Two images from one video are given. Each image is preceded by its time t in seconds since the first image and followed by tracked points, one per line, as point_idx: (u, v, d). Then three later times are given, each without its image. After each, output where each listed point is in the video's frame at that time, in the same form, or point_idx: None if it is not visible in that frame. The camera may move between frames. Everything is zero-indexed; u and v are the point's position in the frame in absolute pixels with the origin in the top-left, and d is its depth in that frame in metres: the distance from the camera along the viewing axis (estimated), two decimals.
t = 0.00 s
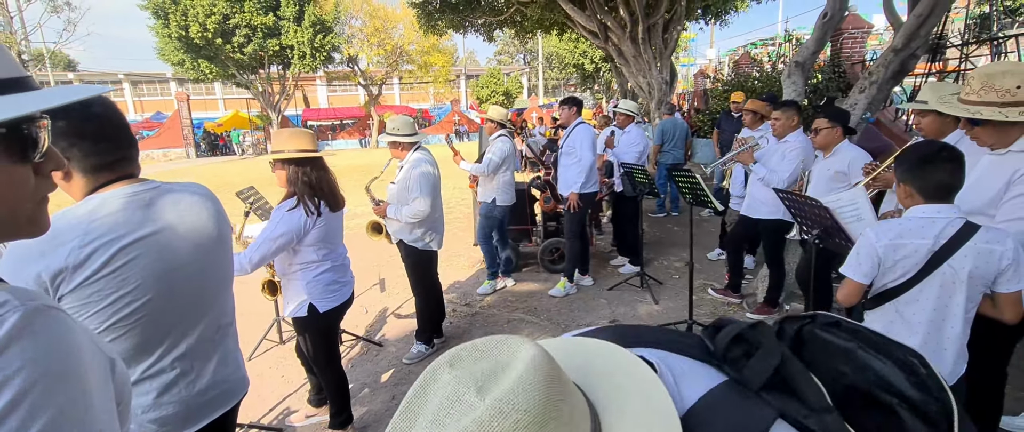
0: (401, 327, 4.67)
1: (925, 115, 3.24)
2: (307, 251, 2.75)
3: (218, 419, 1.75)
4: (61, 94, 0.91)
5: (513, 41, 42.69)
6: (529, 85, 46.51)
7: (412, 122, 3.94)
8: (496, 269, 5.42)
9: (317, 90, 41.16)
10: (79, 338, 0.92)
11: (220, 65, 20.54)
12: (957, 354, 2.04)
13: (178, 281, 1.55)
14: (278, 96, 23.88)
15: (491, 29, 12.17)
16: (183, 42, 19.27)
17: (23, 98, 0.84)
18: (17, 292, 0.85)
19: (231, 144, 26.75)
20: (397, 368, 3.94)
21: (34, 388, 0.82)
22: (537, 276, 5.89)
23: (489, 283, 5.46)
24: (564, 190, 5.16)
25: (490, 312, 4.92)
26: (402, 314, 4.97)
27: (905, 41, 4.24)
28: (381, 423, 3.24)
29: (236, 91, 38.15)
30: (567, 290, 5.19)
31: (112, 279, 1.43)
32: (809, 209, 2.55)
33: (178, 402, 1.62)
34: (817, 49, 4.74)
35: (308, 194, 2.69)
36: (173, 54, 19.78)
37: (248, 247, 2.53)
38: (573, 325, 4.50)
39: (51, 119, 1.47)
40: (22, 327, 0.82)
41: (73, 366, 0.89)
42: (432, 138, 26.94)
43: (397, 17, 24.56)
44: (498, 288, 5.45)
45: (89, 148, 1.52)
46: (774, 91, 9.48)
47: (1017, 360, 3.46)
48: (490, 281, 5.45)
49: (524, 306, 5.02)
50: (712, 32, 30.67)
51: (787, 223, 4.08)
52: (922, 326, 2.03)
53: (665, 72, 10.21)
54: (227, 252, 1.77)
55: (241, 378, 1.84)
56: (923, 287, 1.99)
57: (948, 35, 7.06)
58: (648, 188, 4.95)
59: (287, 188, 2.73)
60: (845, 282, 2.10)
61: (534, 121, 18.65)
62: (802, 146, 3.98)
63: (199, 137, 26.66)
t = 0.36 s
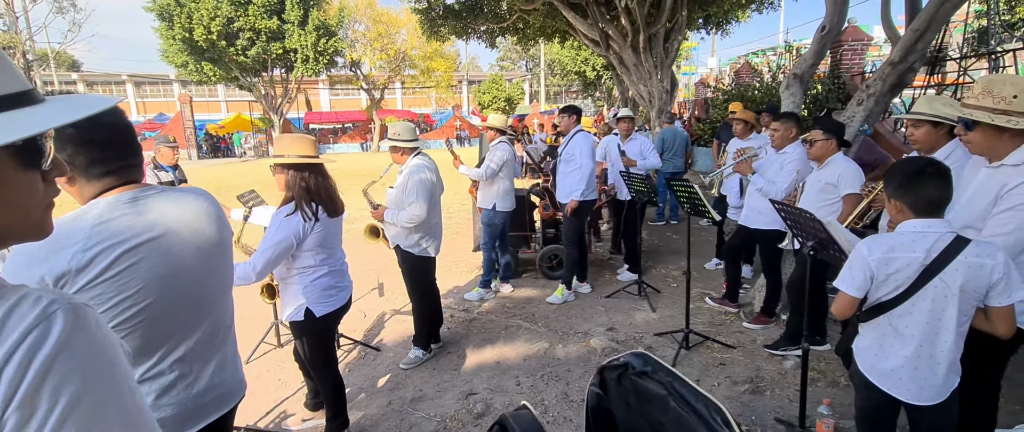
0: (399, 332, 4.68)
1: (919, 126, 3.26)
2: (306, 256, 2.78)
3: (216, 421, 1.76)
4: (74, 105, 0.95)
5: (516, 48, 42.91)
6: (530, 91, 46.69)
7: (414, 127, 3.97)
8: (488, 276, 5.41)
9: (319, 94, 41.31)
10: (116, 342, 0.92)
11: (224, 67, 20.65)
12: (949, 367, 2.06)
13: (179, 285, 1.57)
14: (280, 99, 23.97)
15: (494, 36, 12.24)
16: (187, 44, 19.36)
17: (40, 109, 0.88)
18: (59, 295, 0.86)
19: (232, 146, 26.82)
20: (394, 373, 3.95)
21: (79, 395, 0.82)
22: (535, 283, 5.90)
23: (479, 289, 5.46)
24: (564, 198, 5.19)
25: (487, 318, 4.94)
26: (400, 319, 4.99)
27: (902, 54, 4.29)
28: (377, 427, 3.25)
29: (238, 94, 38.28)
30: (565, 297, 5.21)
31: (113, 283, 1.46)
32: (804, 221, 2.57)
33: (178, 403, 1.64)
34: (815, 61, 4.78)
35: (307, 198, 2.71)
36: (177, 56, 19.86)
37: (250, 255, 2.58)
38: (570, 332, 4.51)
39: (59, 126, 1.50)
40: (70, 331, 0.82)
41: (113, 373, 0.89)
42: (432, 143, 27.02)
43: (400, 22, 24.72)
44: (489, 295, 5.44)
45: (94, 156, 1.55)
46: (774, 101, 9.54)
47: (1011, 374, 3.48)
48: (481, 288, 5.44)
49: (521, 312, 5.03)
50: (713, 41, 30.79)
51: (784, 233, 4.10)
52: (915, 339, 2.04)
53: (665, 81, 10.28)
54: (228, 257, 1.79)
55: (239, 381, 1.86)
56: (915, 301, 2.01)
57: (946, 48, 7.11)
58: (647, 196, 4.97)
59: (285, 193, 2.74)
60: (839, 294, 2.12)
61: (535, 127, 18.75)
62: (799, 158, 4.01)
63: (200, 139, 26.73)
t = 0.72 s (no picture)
0: (396, 335, 4.69)
1: (914, 129, 3.29)
2: (304, 259, 2.79)
3: (212, 422, 1.77)
4: (86, 110, 0.99)
5: (516, 52, 43.04)
6: (531, 95, 46.78)
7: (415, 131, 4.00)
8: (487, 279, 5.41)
9: (320, 97, 41.39)
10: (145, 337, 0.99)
11: (225, 70, 20.71)
12: (942, 370, 2.07)
13: (177, 287, 1.58)
14: (281, 102, 24.02)
15: (494, 40, 12.27)
16: (189, 47, 19.41)
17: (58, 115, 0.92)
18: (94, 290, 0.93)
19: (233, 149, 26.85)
20: (391, 376, 3.95)
21: (120, 382, 0.90)
22: (533, 286, 5.91)
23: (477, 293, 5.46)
24: (563, 202, 5.17)
25: (485, 321, 4.94)
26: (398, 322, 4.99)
27: (898, 60, 4.31)
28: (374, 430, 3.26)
29: (239, 97, 38.35)
30: (563, 301, 5.22)
31: (112, 285, 1.46)
32: (799, 225, 2.58)
33: (175, 404, 1.65)
34: (812, 66, 4.81)
35: (304, 200, 2.73)
36: (178, 59, 19.91)
37: (258, 261, 2.64)
38: (568, 335, 4.52)
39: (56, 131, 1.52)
40: (109, 322, 0.89)
41: (144, 361, 0.96)
42: (432, 146, 27.07)
43: (400, 26, 24.82)
44: (487, 298, 5.44)
45: (90, 161, 1.57)
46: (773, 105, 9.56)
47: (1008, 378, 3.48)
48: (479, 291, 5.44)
49: (519, 315, 5.04)
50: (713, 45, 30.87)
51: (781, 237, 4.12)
52: (907, 342, 2.05)
53: (664, 85, 10.31)
54: (226, 260, 1.79)
55: (237, 383, 1.87)
56: (907, 304, 2.02)
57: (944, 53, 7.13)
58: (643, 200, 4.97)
59: (282, 196, 2.76)
60: (832, 298, 2.12)
61: (535, 130, 18.79)
62: (796, 163, 4.03)
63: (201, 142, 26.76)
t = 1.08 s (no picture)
0: (394, 337, 4.68)
1: (917, 127, 3.30)
2: (300, 260, 2.79)
3: (207, 423, 1.77)
4: (79, 106, 0.99)
5: (516, 54, 43.12)
6: (530, 97, 46.84)
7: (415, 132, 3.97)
8: (484, 280, 5.40)
9: (320, 99, 41.41)
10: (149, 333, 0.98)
11: (225, 72, 20.72)
12: (934, 371, 2.07)
13: (172, 287, 1.58)
14: (280, 104, 24.02)
15: (493, 42, 12.28)
16: (189, 49, 19.47)
17: (55, 113, 0.93)
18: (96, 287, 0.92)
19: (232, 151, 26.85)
20: (388, 377, 3.94)
21: (124, 378, 0.88)
22: (531, 288, 5.91)
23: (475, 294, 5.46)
24: (561, 205, 5.16)
25: (483, 323, 4.94)
26: (396, 324, 4.99)
27: (894, 61, 4.32)
28: None
29: (238, 99, 38.34)
30: (560, 302, 5.21)
31: (106, 284, 1.46)
32: (794, 226, 2.59)
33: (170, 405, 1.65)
34: (808, 68, 4.81)
35: (300, 201, 2.73)
36: (178, 61, 19.91)
37: (251, 261, 2.64)
38: (566, 337, 4.51)
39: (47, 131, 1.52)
40: (113, 319, 0.88)
41: (148, 357, 0.95)
42: (432, 148, 27.06)
43: (400, 28, 24.86)
44: (485, 300, 5.44)
45: (78, 160, 1.56)
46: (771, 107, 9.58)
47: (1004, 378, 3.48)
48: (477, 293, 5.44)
49: (517, 317, 5.04)
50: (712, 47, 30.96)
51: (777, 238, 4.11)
52: (899, 343, 2.06)
53: (663, 87, 10.33)
54: (220, 259, 1.79)
55: (232, 383, 1.86)
56: (900, 305, 2.02)
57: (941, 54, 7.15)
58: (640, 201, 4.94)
59: (278, 197, 2.76)
60: (825, 297, 2.14)
61: (534, 132, 18.80)
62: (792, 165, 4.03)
63: (200, 143, 26.74)
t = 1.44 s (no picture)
0: (393, 338, 4.69)
1: (916, 128, 3.31)
2: (298, 261, 2.80)
3: (205, 424, 1.78)
4: (80, 106, 1.00)
5: (516, 55, 43.15)
6: (530, 98, 46.88)
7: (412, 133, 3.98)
8: (482, 281, 5.40)
9: (320, 101, 41.45)
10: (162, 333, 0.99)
11: (225, 74, 20.73)
12: (928, 372, 2.07)
13: (168, 290, 1.59)
14: (280, 106, 24.03)
15: (493, 43, 12.30)
16: (189, 51, 19.48)
17: (61, 118, 0.93)
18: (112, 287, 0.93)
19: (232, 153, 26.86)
20: (387, 379, 3.95)
21: (139, 380, 0.89)
22: (530, 289, 5.92)
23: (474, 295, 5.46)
24: (558, 205, 5.19)
25: (482, 324, 4.95)
26: (395, 325, 5.00)
27: (891, 62, 4.33)
28: None
29: (238, 100, 38.36)
30: (559, 304, 5.22)
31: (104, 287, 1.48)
32: (790, 227, 2.60)
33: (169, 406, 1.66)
34: (806, 69, 4.83)
35: (298, 204, 2.74)
36: (178, 63, 19.92)
37: (246, 258, 2.65)
38: (564, 338, 4.52)
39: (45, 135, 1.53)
40: (129, 321, 0.89)
41: (161, 359, 0.96)
42: (432, 149, 27.07)
43: (400, 29, 24.89)
44: (484, 301, 5.45)
45: (76, 163, 1.57)
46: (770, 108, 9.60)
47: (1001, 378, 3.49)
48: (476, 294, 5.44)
49: (517, 318, 5.05)
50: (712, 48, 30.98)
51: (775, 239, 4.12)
52: (893, 343, 2.06)
53: (662, 88, 10.35)
54: (217, 261, 1.79)
55: (230, 385, 1.87)
56: (895, 306, 2.03)
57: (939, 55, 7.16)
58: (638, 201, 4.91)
59: (277, 199, 2.77)
60: (820, 296, 2.16)
61: (534, 133, 18.81)
62: (789, 166, 4.05)
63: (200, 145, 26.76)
